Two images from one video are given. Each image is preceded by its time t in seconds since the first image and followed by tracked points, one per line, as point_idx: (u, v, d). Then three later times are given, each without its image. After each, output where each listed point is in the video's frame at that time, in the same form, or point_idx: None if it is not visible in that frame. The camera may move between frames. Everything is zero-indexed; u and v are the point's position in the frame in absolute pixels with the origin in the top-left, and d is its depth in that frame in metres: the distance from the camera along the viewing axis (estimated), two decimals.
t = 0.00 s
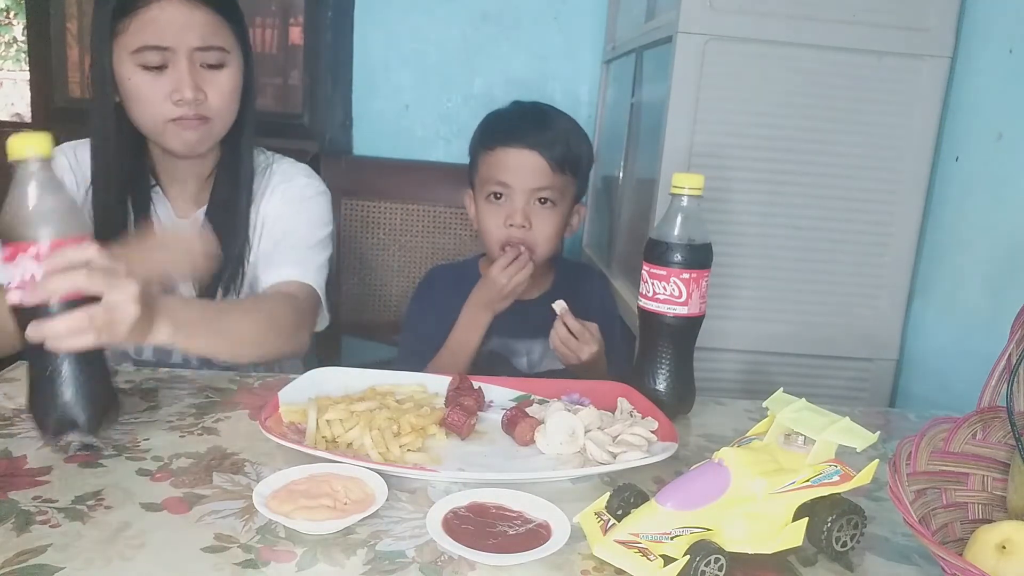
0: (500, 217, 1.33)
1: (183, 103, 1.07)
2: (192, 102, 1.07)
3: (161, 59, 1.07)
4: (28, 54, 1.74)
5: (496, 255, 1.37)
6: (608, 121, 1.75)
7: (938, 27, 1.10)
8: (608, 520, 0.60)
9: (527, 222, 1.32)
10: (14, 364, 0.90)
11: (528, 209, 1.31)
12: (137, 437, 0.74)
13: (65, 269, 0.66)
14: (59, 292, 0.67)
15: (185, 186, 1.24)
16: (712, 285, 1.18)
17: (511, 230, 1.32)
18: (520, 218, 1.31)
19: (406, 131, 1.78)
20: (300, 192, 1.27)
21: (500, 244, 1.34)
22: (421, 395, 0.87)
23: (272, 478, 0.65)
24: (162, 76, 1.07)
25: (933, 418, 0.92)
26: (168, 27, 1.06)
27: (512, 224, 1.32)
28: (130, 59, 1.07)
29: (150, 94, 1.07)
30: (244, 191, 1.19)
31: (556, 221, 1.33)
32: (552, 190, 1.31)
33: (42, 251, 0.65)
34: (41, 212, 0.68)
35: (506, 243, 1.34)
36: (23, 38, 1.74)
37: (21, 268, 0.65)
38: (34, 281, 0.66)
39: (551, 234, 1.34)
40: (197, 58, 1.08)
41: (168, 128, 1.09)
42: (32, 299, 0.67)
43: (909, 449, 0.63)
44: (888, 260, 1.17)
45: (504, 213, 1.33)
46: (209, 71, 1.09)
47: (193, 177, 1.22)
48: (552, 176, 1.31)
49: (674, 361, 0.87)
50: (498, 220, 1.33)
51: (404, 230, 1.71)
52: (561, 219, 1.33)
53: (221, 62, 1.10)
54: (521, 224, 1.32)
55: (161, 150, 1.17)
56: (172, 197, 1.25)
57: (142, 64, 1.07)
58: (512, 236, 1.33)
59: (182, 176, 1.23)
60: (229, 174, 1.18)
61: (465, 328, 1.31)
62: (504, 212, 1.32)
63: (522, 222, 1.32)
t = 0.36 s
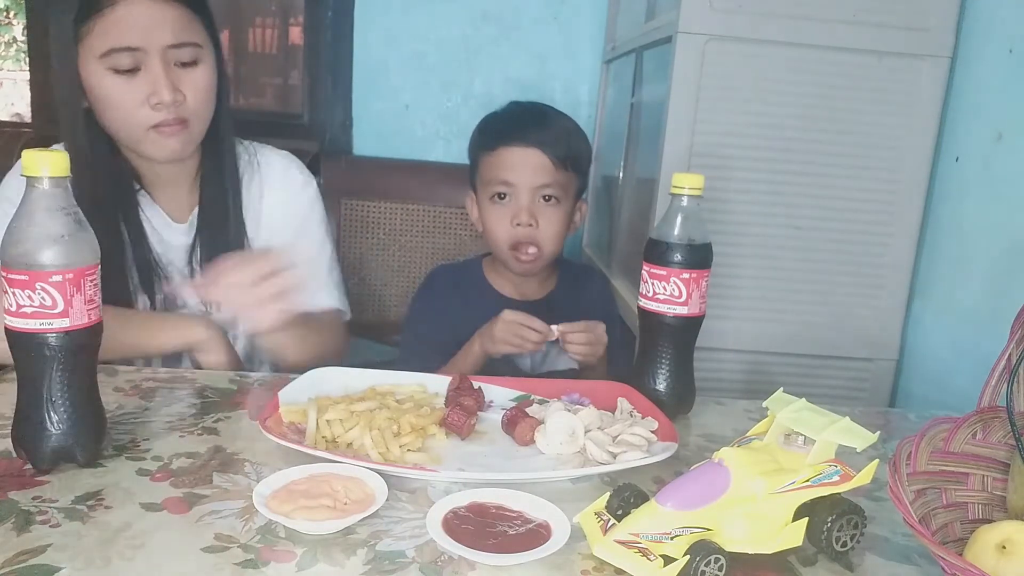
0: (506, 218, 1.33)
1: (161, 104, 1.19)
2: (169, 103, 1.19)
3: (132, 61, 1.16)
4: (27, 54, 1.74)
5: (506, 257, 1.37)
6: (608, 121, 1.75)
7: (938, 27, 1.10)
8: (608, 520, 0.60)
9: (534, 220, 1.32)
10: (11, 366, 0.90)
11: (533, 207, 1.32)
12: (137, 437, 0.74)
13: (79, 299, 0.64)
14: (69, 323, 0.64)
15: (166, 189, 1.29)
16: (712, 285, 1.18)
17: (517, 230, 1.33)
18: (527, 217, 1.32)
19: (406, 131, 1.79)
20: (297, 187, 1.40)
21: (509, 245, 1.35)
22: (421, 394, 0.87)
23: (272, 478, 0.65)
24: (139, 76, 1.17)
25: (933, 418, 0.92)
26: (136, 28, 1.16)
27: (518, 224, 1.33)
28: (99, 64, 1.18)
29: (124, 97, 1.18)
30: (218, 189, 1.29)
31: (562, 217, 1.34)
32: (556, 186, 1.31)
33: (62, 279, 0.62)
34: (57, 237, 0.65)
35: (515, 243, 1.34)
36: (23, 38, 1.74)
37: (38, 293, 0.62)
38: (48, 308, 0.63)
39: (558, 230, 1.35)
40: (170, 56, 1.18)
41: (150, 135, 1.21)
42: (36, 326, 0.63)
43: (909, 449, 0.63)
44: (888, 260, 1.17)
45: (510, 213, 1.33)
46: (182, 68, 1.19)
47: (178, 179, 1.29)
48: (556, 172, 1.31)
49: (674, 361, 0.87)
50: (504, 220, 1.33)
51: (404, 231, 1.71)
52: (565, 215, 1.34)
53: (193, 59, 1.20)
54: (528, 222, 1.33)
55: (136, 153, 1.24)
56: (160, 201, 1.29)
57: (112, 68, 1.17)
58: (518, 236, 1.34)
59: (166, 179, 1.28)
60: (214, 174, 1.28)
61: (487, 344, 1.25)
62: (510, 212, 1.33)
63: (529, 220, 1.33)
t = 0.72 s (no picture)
0: (509, 217, 1.32)
1: (146, 124, 1.00)
2: (156, 121, 1.00)
3: (111, 79, 0.98)
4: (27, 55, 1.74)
5: (507, 257, 1.35)
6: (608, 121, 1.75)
7: (937, 27, 1.10)
8: (608, 520, 0.60)
9: (537, 219, 1.31)
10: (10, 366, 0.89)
11: (536, 206, 1.31)
12: (137, 437, 0.74)
13: (79, 299, 0.64)
14: (69, 322, 0.64)
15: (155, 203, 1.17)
16: (712, 285, 1.18)
17: (520, 229, 1.31)
18: (530, 215, 1.30)
19: (406, 131, 1.78)
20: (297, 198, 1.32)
21: (511, 244, 1.33)
22: (421, 394, 0.87)
23: (272, 478, 0.65)
24: (119, 97, 0.99)
25: (933, 418, 0.92)
26: (107, 39, 0.98)
27: (521, 222, 1.31)
28: (76, 84, 0.98)
29: (107, 122, 0.99)
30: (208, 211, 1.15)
31: (564, 218, 1.33)
32: (558, 186, 1.31)
33: (62, 279, 0.62)
34: (57, 237, 0.65)
35: (517, 242, 1.32)
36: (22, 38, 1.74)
37: (38, 293, 0.62)
38: (48, 308, 0.63)
39: (561, 230, 1.33)
40: (153, 70, 1.00)
41: (136, 155, 1.03)
42: (37, 326, 0.63)
43: (909, 449, 0.63)
44: (888, 260, 1.17)
45: (513, 213, 1.32)
46: (165, 81, 1.02)
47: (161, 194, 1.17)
48: (558, 171, 1.31)
49: (674, 361, 0.87)
50: (507, 219, 1.32)
51: (404, 231, 1.71)
52: (568, 216, 1.34)
53: (177, 70, 1.03)
54: (531, 221, 1.31)
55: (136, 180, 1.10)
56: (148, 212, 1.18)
57: (89, 88, 0.98)
58: (521, 235, 1.32)
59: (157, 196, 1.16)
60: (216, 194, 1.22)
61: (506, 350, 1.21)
62: (513, 211, 1.32)
63: (532, 219, 1.31)
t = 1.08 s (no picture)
0: (510, 221, 1.32)
1: (171, 123, 0.99)
2: (181, 120, 1.00)
3: (133, 80, 0.98)
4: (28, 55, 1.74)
5: (508, 260, 1.35)
6: (608, 121, 1.76)
7: (937, 27, 1.10)
8: (608, 520, 0.60)
9: (538, 221, 1.31)
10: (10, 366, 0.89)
11: (536, 209, 1.31)
12: (137, 437, 0.74)
13: (79, 299, 0.64)
14: (69, 323, 0.64)
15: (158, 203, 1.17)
16: (712, 285, 1.18)
17: (522, 233, 1.31)
18: (531, 219, 1.30)
19: (406, 131, 1.79)
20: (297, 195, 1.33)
21: (511, 247, 1.33)
22: (421, 394, 0.86)
23: (272, 478, 0.65)
24: (141, 99, 0.99)
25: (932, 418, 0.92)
26: (129, 41, 0.98)
27: (522, 226, 1.30)
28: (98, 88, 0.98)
29: (130, 124, 0.99)
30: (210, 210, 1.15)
31: (563, 219, 1.34)
32: (557, 188, 1.32)
33: (62, 279, 0.62)
34: (57, 237, 0.65)
35: (518, 246, 1.32)
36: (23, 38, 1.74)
37: (38, 293, 0.62)
38: (48, 308, 0.63)
39: (561, 232, 1.33)
40: (173, 71, 1.00)
41: (161, 157, 1.02)
42: (37, 326, 0.63)
43: (909, 449, 0.63)
44: (888, 260, 1.17)
45: (513, 216, 1.32)
46: (185, 81, 1.02)
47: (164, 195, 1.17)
48: (557, 173, 1.32)
49: (674, 361, 0.87)
50: (507, 222, 1.32)
51: (404, 231, 1.71)
52: (567, 217, 1.34)
53: (195, 69, 1.03)
54: (531, 225, 1.30)
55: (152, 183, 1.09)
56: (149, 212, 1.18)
57: (112, 90, 0.98)
58: (523, 239, 1.31)
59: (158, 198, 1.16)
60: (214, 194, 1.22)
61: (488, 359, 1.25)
62: (513, 214, 1.32)
63: (532, 222, 1.31)
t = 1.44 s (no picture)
0: (502, 217, 1.33)
1: (158, 129, 1.00)
2: (168, 126, 1.01)
3: (120, 85, 0.98)
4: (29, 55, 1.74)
5: (502, 257, 1.36)
6: (608, 121, 1.76)
7: (937, 27, 1.10)
8: (608, 520, 0.60)
9: (531, 218, 1.31)
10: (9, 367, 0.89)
11: (529, 206, 1.32)
12: (137, 438, 0.74)
13: (79, 299, 0.64)
14: (70, 322, 0.64)
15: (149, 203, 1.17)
16: (712, 285, 1.18)
17: (515, 230, 1.32)
18: (524, 216, 1.31)
19: (406, 132, 1.78)
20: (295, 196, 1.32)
21: (505, 244, 1.33)
22: (421, 395, 0.86)
23: (272, 478, 0.65)
24: (128, 104, 0.99)
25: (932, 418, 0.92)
26: (117, 46, 0.97)
27: (516, 223, 1.31)
28: (85, 92, 0.98)
29: (118, 129, 0.99)
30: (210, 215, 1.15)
31: (558, 216, 1.33)
32: (551, 184, 1.32)
33: (62, 279, 0.62)
34: (57, 237, 0.65)
35: (512, 243, 1.33)
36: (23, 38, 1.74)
37: (38, 293, 0.62)
38: (49, 309, 0.63)
39: (556, 228, 1.33)
40: (160, 75, 1.00)
41: (148, 162, 1.03)
42: (37, 326, 0.63)
43: (909, 449, 0.63)
44: (889, 260, 1.17)
45: (506, 213, 1.32)
46: (173, 85, 1.02)
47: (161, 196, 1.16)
48: (550, 170, 1.32)
49: (674, 361, 0.86)
50: (501, 220, 1.33)
51: (404, 231, 1.71)
52: (562, 213, 1.34)
53: (184, 73, 1.03)
54: (525, 222, 1.31)
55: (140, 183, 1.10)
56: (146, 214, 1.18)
57: (99, 95, 0.98)
58: (516, 236, 1.32)
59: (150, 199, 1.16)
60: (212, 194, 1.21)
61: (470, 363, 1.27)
62: (507, 211, 1.32)
63: (526, 219, 1.31)
